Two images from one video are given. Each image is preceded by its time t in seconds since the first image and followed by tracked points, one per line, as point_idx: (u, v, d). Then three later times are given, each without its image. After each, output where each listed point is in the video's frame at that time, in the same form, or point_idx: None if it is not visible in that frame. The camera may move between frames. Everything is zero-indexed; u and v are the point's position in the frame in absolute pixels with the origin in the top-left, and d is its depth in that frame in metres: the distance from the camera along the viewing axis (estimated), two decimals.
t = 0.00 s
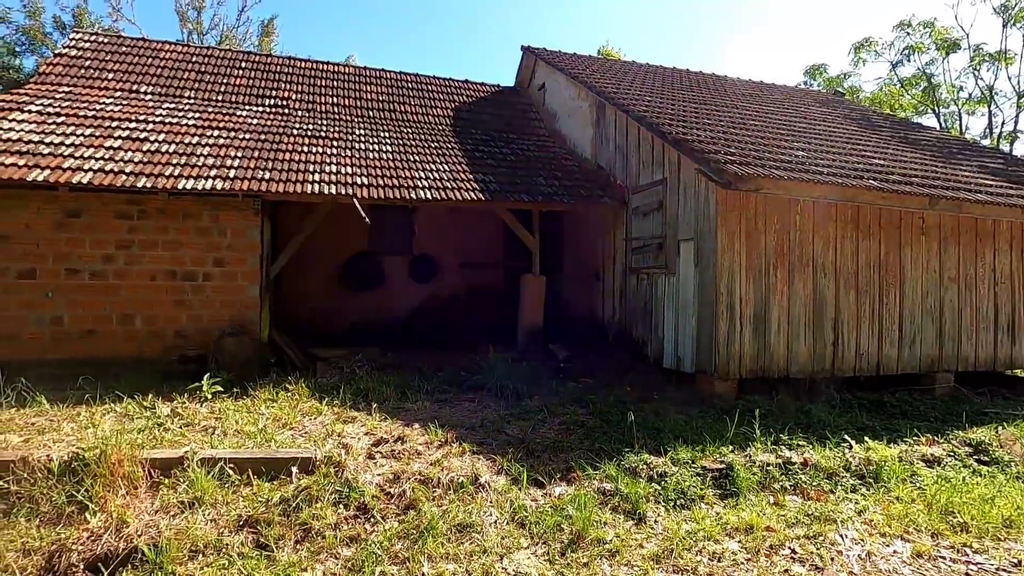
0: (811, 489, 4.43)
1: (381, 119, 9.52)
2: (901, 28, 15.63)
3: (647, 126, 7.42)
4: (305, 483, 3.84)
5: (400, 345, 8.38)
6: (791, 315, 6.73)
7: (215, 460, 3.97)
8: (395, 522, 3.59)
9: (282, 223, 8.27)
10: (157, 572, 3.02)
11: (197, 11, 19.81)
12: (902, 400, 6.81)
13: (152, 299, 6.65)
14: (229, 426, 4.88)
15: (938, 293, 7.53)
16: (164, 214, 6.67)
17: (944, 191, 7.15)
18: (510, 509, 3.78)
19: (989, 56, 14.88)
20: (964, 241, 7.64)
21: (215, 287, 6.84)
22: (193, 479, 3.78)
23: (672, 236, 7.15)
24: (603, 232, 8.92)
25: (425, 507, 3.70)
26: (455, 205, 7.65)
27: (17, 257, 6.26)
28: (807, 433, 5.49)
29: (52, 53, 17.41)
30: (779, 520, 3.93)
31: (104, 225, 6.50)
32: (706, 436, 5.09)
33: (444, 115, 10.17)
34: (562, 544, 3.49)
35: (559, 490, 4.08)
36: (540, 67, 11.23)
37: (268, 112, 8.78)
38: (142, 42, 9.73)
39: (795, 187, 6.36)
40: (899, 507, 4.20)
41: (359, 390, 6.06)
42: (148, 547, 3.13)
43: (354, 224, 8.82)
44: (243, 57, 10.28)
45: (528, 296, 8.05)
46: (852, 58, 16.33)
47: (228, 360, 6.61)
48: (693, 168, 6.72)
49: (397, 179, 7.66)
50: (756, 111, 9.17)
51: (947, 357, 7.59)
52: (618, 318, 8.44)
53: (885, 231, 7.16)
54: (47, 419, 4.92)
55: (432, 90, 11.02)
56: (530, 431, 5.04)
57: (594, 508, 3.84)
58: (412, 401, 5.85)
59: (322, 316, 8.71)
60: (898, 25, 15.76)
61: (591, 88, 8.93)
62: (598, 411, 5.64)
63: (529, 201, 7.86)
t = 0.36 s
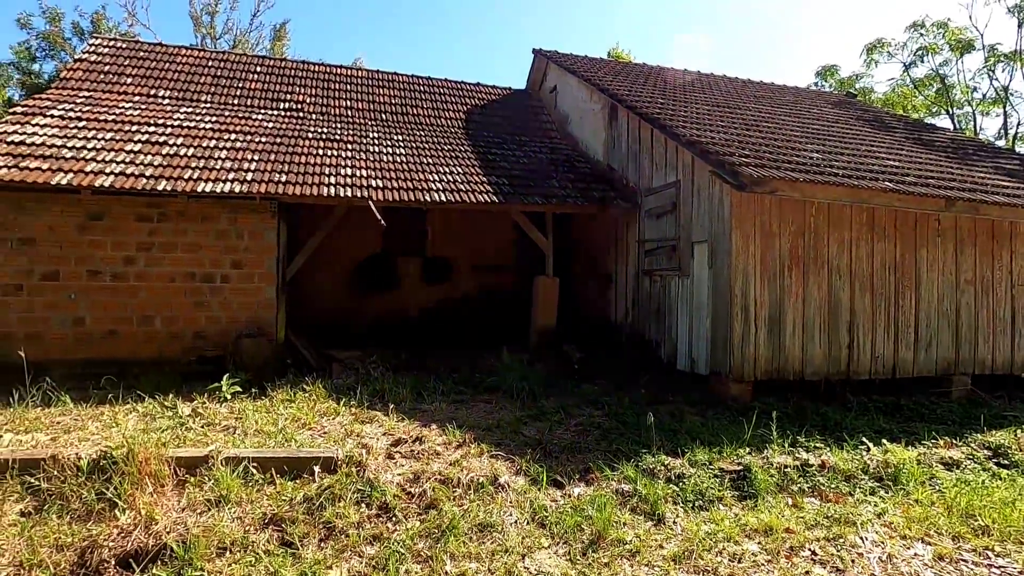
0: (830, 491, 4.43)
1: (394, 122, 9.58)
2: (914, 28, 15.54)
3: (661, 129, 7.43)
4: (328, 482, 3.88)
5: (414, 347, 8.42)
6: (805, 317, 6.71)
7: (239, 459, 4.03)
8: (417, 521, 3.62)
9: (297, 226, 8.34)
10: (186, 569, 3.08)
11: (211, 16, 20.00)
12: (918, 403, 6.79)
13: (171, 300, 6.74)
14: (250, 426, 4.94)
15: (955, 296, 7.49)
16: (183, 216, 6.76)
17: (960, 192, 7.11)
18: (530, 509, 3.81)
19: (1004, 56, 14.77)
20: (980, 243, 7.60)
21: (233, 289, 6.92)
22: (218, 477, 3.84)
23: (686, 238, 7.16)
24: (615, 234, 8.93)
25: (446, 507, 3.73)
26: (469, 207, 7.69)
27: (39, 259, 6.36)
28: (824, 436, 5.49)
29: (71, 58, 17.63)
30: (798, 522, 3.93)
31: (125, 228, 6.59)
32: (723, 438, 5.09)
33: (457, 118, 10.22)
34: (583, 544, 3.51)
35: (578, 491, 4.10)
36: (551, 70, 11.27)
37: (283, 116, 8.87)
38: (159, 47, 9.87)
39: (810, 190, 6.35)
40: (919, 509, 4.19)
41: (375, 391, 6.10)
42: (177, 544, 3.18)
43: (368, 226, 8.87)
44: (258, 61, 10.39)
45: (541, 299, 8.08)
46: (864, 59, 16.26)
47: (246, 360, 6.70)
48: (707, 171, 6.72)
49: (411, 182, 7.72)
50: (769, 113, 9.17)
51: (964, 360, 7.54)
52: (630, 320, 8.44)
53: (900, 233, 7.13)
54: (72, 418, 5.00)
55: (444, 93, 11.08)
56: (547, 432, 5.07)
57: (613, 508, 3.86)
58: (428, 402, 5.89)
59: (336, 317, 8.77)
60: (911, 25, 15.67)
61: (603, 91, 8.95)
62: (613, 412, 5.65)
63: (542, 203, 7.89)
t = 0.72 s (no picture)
0: (842, 493, 4.42)
1: (400, 125, 9.61)
2: (919, 30, 15.54)
3: (667, 131, 7.44)
4: (341, 484, 3.89)
5: (420, 349, 8.44)
6: (814, 318, 6.71)
7: (252, 460, 4.04)
8: (431, 523, 3.63)
9: (303, 228, 8.35)
10: (204, 570, 3.09)
11: (216, 20, 20.08)
12: (926, 404, 6.78)
13: (180, 302, 6.76)
14: (260, 428, 4.95)
15: (962, 297, 7.49)
16: (193, 219, 6.79)
17: (967, 194, 7.10)
18: (544, 510, 3.81)
19: (1009, 57, 14.76)
20: (988, 244, 7.60)
21: (242, 291, 6.94)
22: (232, 479, 3.85)
23: (693, 239, 7.16)
24: (622, 236, 8.93)
25: (460, 508, 3.74)
26: (476, 210, 7.71)
27: (50, 261, 6.39)
28: (833, 437, 5.48)
29: (79, 62, 17.67)
30: (811, 523, 3.93)
31: (135, 231, 6.62)
32: (734, 440, 5.10)
33: (463, 121, 10.25)
34: (597, 545, 3.51)
35: (590, 492, 4.11)
36: (556, 73, 11.30)
37: (290, 119, 8.90)
38: (167, 51, 9.92)
39: (819, 192, 6.34)
40: (932, 511, 4.19)
41: (384, 393, 6.11)
42: (193, 545, 3.20)
43: (375, 229, 8.90)
44: (265, 65, 10.44)
45: (548, 301, 8.09)
46: (868, 61, 16.27)
47: (255, 362, 6.73)
48: (715, 173, 6.73)
49: (419, 184, 7.75)
50: (774, 115, 9.18)
51: (972, 361, 7.53)
52: (636, 322, 8.44)
53: (907, 234, 7.14)
54: (84, 420, 5.03)
55: (449, 96, 11.11)
56: (557, 434, 5.07)
57: (626, 510, 3.86)
58: (437, 404, 5.90)
59: (342, 320, 8.79)
60: (915, 27, 15.68)
61: (609, 94, 8.97)
62: (622, 414, 5.66)
63: (549, 206, 7.90)
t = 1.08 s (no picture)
0: (863, 501, 4.33)
1: (409, 128, 9.59)
2: (931, 32, 15.42)
3: (679, 133, 7.37)
4: (354, 489, 3.84)
5: (430, 353, 8.39)
6: (829, 323, 6.61)
7: (265, 465, 4.00)
8: (446, 529, 3.56)
9: (313, 231, 8.33)
10: None
11: (225, 25, 20.18)
12: (944, 411, 6.67)
13: (190, 305, 6.75)
14: (271, 432, 4.91)
15: (980, 302, 7.37)
16: (204, 222, 6.77)
17: (986, 197, 7.00)
18: (561, 517, 3.74)
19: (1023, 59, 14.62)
20: (1005, 248, 7.48)
21: (252, 294, 6.92)
22: (245, 483, 3.81)
23: (706, 243, 7.09)
24: (632, 240, 8.86)
25: (474, 515, 3.67)
26: (487, 213, 7.67)
27: (61, 264, 6.39)
28: (852, 444, 5.39)
29: (91, 67, 17.79)
30: (833, 532, 3.84)
31: (146, 234, 6.61)
32: (751, 446, 5.02)
33: (472, 125, 10.22)
34: (615, 554, 3.44)
35: (606, 499, 4.03)
36: (565, 76, 11.26)
37: (300, 123, 8.90)
38: (178, 56, 9.96)
39: (835, 195, 6.25)
40: (956, 520, 4.09)
41: (395, 397, 6.06)
42: (206, 550, 3.15)
43: (384, 233, 8.87)
44: (275, 69, 10.47)
45: (559, 304, 8.03)
46: (879, 64, 16.16)
47: (265, 366, 6.70)
48: (728, 175, 6.66)
49: (429, 187, 7.72)
50: (786, 117, 9.10)
51: (990, 366, 7.42)
52: (647, 326, 8.36)
53: (924, 238, 7.03)
54: (94, 424, 5.00)
55: (459, 100, 11.10)
56: (570, 439, 5.00)
57: (644, 517, 3.78)
58: (448, 408, 5.84)
59: (351, 323, 8.75)
60: (927, 29, 15.56)
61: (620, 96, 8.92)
62: (636, 419, 5.59)
63: (560, 209, 7.85)
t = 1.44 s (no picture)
0: (876, 516, 4.21)
1: (409, 134, 9.50)
2: (931, 40, 15.45)
3: (683, 140, 7.29)
4: (354, 506, 3.71)
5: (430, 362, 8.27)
6: (836, 333, 6.52)
7: (261, 480, 3.87)
8: (449, 547, 3.43)
9: (311, 238, 8.20)
10: None
11: (223, 30, 20.11)
12: (952, 422, 6.57)
13: (186, 313, 6.61)
14: (268, 444, 4.77)
15: (987, 311, 7.29)
16: (200, 228, 6.65)
17: (992, 206, 6.93)
18: (568, 534, 3.61)
19: (1023, 68, 14.64)
20: (1011, 257, 7.42)
21: (249, 301, 6.79)
22: (240, 499, 3.67)
23: (710, 250, 7.00)
24: (634, 247, 8.77)
25: (479, 532, 3.54)
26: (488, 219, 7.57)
27: (54, 270, 6.25)
28: (862, 457, 5.28)
29: (87, 71, 17.68)
30: (848, 549, 3.73)
31: (141, 240, 6.48)
32: (760, 459, 4.91)
33: (472, 131, 10.13)
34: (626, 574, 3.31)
35: (614, 515, 3.91)
36: (565, 82, 11.20)
37: (298, 128, 8.80)
38: (175, 60, 9.85)
39: (842, 202, 6.16)
40: (973, 537, 3.97)
41: (395, 408, 5.93)
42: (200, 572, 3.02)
43: (383, 239, 8.76)
44: (273, 74, 10.37)
45: (561, 312, 7.92)
46: (879, 72, 16.18)
47: (261, 375, 6.56)
48: (733, 183, 6.58)
49: (429, 194, 7.61)
50: (788, 125, 9.03)
51: (997, 377, 7.33)
52: (650, 334, 8.25)
53: (930, 247, 6.96)
54: (85, 435, 4.85)
55: (458, 106, 11.02)
56: (575, 452, 4.88)
57: (654, 534, 3.65)
58: (449, 419, 5.71)
59: (349, 331, 8.61)
60: (927, 38, 15.59)
61: (622, 103, 8.85)
62: (641, 431, 5.47)
63: (561, 216, 7.75)
